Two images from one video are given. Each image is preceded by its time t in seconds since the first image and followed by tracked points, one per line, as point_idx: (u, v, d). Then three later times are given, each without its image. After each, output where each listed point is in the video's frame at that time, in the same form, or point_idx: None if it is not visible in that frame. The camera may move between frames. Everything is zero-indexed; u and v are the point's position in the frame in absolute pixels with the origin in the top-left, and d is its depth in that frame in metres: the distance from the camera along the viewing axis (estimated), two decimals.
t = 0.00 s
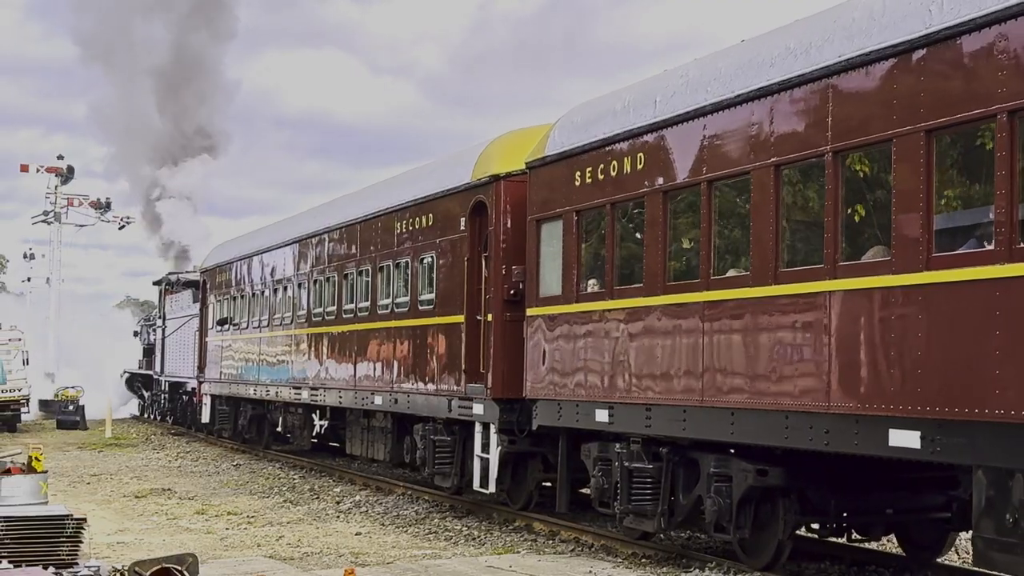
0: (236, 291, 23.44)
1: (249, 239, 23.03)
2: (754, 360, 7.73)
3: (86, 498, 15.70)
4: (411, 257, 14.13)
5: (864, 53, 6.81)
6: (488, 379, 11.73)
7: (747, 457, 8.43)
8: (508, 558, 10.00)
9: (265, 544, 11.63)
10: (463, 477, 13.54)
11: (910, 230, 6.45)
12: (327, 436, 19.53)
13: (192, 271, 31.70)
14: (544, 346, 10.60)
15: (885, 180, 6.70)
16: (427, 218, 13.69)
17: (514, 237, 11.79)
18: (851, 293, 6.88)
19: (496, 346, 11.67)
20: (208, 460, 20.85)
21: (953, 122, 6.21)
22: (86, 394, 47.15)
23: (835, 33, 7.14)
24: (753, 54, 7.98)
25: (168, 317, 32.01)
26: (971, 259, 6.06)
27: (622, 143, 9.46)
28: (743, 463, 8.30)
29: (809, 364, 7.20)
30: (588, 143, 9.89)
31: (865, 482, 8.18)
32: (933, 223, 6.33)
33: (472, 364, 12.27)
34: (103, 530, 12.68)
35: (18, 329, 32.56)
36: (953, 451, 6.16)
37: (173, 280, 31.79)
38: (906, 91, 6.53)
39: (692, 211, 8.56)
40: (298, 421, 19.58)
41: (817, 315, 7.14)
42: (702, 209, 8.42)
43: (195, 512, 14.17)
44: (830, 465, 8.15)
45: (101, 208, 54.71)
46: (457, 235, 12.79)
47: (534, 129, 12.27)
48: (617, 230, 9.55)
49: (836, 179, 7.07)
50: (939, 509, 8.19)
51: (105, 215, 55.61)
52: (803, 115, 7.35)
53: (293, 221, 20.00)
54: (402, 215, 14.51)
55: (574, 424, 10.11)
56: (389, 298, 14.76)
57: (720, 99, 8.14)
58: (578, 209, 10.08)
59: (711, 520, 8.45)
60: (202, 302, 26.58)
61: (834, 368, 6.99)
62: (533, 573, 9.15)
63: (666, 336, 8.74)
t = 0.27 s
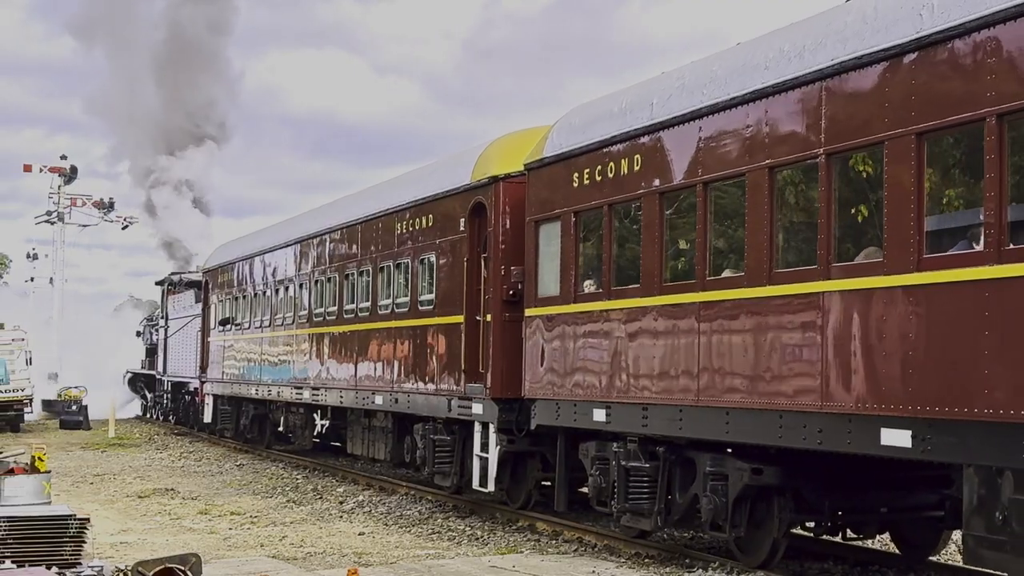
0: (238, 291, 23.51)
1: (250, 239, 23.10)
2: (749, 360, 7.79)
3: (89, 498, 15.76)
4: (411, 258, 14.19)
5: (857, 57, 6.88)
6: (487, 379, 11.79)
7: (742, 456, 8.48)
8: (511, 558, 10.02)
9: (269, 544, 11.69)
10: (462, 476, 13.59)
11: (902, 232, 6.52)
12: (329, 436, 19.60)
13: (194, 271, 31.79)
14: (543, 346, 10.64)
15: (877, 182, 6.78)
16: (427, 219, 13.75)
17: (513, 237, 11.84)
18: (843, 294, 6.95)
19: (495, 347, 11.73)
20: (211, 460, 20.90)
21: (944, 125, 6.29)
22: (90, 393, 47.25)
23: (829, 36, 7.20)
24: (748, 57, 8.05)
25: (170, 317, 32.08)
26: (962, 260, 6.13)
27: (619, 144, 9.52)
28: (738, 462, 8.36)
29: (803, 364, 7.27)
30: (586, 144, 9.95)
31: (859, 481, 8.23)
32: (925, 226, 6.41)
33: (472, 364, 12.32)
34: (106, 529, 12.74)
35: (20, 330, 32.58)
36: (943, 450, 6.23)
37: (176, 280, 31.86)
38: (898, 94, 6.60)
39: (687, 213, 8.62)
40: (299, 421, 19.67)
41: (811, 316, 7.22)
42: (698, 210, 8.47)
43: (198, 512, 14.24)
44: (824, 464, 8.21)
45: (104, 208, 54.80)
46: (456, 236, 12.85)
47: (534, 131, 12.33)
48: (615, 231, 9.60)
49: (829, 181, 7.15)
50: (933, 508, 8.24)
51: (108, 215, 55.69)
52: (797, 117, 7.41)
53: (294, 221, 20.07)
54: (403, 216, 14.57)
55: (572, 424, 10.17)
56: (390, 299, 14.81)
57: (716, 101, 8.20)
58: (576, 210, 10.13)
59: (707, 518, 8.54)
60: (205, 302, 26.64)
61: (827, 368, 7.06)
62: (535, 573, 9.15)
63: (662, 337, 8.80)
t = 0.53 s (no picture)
0: (239, 292, 23.58)
1: (252, 240, 23.16)
2: (743, 360, 7.85)
3: (92, 499, 15.82)
4: (411, 259, 14.24)
5: (849, 60, 6.95)
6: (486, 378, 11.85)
7: (737, 454, 8.54)
8: (515, 558, 10.06)
9: (272, 544, 11.75)
10: (462, 475, 13.63)
11: (893, 233, 6.60)
12: (330, 436, 19.67)
13: (197, 271, 31.86)
14: (541, 346, 10.69)
15: (869, 184, 6.86)
16: (427, 220, 13.81)
17: (512, 238, 11.90)
18: (836, 295, 7.02)
19: (494, 347, 11.78)
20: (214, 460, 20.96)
21: (935, 128, 6.36)
22: (93, 393, 47.34)
23: (822, 40, 7.27)
24: (742, 60, 8.11)
25: (173, 317, 32.15)
26: (952, 262, 6.20)
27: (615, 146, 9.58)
28: (733, 461, 8.41)
29: (796, 364, 7.34)
30: (583, 146, 10.01)
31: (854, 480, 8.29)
32: (916, 227, 6.48)
33: (471, 364, 12.38)
34: (109, 530, 12.80)
35: (23, 330, 32.65)
36: (934, 449, 6.30)
37: (179, 280, 31.93)
38: (890, 97, 6.66)
39: (683, 214, 8.68)
40: (301, 421, 19.74)
41: (803, 317, 7.29)
42: (693, 212, 8.53)
43: (202, 512, 14.30)
44: (819, 463, 8.27)
45: (107, 208, 54.91)
46: (456, 237, 12.91)
47: (532, 132, 12.38)
48: (612, 232, 9.65)
49: (822, 183, 7.22)
50: (927, 507, 8.30)
51: (111, 215, 55.78)
52: (791, 120, 7.48)
53: (295, 222, 20.13)
54: (403, 217, 14.63)
55: (570, 423, 10.21)
56: (390, 299, 14.86)
57: (711, 104, 8.27)
58: (574, 212, 10.18)
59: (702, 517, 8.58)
60: (207, 302, 26.70)
61: (820, 368, 7.13)
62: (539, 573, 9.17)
63: (658, 337, 8.85)
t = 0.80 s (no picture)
0: (241, 292, 23.65)
1: (254, 240, 23.24)
2: (737, 360, 7.93)
3: (96, 499, 15.89)
4: (411, 259, 14.31)
5: (841, 64, 7.02)
6: (485, 378, 11.92)
7: (732, 453, 8.60)
8: (518, 558, 10.11)
9: (275, 544, 11.81)
10: (461, 474, 13.69)
11: (884, 235, 6.68)
12: (331, 436, 19.75)
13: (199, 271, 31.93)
14: (539, 346, 10.74)
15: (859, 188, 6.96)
16: (427, 221, 13.88)
17: (510, 239, 11.97)
18: (828, 296, 7.10)
19: (493, 347, 11.85)
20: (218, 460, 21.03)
21: (925, 131, 6.43)
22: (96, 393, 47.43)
23: (814, 44, 7.35)
24: (736, 63, 8.19)
25: (175, 317, 32.22)
26: (941, 264, 6.28)
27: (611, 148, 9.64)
28: (728, 460, 8.48)
29: (789, 364, 7.42)
30: (580, 148, 10.08)
31: (848, 479, 8.35)
32: (905, 230, 6.56)
33: (470, 364, 12.44)
34: (112, 530, 12.86)
35: (27, 330, 32.72)
36: (923, 448, 6.38)
37: (181, 280, 32.01)
38: (882, 101, 6.74)
39: (679, 216, 8.75)
40: (302, 421, 19.81)
41: (796, 317, 7.37)
42: (688, 213, 8.60)
43: (205, 512, 14.36)
44: (813, 462, 8.34)
45: (110, 208, 55.00)
46: (455, 238, 12.98)
47: (531, 134, 12.43)
48: (608, 233, 9.71)
49: (814, 185, 7.30)
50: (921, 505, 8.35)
51: (114, 215, 55.88)
52: (784, 123, 7.55)
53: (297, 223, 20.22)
54: (403, 218, 14.70)
55: (567, 423, 10.26)
56: (390, 299, 14.93)
57: (706, 107, 8.34)
58: (571, 213, 10.25)
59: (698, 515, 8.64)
60: (209, 302, 26.78)
61: (813, 368, 7.22)
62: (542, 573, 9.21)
63: (654, 338, 8.92)
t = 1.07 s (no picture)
0: (243, 292, 23.73)
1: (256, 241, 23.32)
2: (731, 361, 7.99)
3: (99, 499, 15.97)
4: (411, 260, 14.38)
5: (833, 67, 7.09)
6: (484, 378, 11.98)
7: (727, 452, 8.66)
8: (521, 558, 10.16)
9: (279, 544, 11.89)
10: (460, 474, 13.77)
11: (875, 236, 6.74)
12: (332, 435, 19.83)
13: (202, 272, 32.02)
14: (536, 346, 10.80)
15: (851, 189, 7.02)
16: (426, 222, 13.95)
17: (509, 240, 12.04)
18: (820, 298, 7.17)
19: (492, 347, 11.91)
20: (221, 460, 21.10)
21: (914, 134, 6.50)
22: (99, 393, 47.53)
23: (807, 48, 7.42)
24: (730, 67, 8.26)
25: (178, 318, 32.31)
26: (930, 265, 6.35)
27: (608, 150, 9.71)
28: (723, 459, 8.54)
29: (781, 365, 7.49)
30: (577, 150, 10.15)
31: (842, 477, 8.41)
32: (896, 232, 6.63)
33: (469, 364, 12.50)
34: (116, 530, 12.93)
35: (30, 330, 32.82)
36: (912, 447, 6.45)
37: (184, 280, 32.10)
38: (873, 104, 6.80)
39: (674, 217, 8.81)
40: (303, 420, 19.89)
41: (789, 318, 7.43)
42: (684, 215, 8.66)
43: (208, 512, 14.44)
44: (807, 462, 8.39)
45: (114, 208, 55.13)
46: (454, 239, 13.05)
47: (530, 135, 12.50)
48: (605, 233, 9.78)
49: (807, 187, 7.37)
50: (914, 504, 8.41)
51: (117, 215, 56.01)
52: (778, 125, 7.62)
53: (298, 223, 20.29)
54: (403, 219, 14.77)
55: (564, 422, 10.30)
56: (391, 300, 15.00)
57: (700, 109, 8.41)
58: (568, 214, 10.31)
59: (694, 513, 8.72)
60: (211, 303, 26.86)
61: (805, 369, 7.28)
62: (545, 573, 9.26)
63: (649, 338, 8.98)
